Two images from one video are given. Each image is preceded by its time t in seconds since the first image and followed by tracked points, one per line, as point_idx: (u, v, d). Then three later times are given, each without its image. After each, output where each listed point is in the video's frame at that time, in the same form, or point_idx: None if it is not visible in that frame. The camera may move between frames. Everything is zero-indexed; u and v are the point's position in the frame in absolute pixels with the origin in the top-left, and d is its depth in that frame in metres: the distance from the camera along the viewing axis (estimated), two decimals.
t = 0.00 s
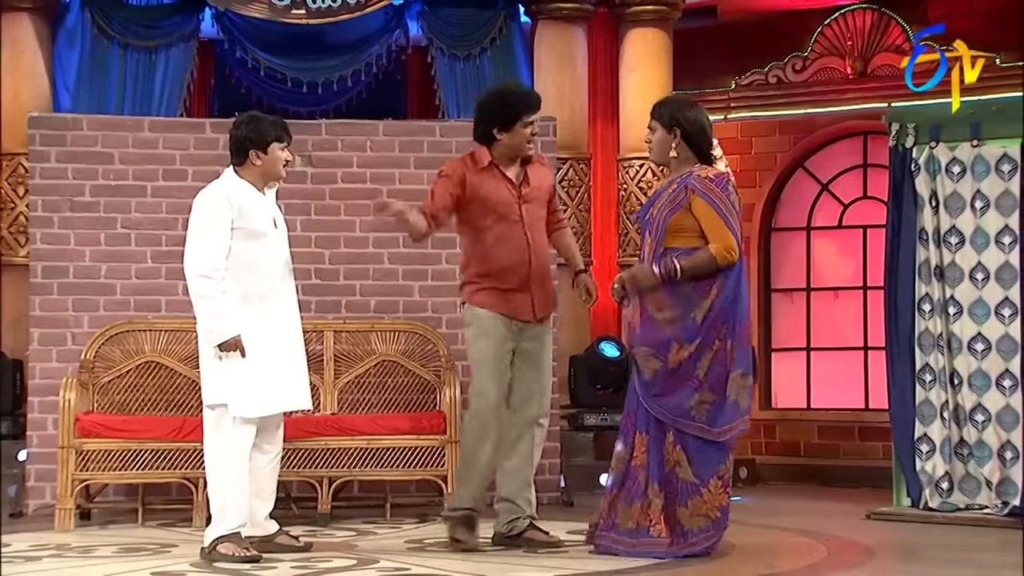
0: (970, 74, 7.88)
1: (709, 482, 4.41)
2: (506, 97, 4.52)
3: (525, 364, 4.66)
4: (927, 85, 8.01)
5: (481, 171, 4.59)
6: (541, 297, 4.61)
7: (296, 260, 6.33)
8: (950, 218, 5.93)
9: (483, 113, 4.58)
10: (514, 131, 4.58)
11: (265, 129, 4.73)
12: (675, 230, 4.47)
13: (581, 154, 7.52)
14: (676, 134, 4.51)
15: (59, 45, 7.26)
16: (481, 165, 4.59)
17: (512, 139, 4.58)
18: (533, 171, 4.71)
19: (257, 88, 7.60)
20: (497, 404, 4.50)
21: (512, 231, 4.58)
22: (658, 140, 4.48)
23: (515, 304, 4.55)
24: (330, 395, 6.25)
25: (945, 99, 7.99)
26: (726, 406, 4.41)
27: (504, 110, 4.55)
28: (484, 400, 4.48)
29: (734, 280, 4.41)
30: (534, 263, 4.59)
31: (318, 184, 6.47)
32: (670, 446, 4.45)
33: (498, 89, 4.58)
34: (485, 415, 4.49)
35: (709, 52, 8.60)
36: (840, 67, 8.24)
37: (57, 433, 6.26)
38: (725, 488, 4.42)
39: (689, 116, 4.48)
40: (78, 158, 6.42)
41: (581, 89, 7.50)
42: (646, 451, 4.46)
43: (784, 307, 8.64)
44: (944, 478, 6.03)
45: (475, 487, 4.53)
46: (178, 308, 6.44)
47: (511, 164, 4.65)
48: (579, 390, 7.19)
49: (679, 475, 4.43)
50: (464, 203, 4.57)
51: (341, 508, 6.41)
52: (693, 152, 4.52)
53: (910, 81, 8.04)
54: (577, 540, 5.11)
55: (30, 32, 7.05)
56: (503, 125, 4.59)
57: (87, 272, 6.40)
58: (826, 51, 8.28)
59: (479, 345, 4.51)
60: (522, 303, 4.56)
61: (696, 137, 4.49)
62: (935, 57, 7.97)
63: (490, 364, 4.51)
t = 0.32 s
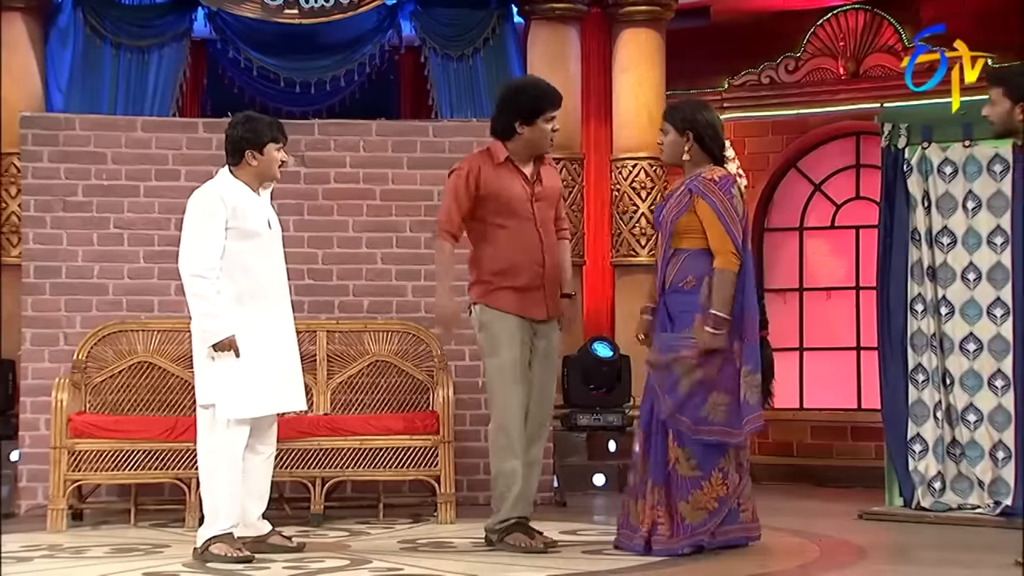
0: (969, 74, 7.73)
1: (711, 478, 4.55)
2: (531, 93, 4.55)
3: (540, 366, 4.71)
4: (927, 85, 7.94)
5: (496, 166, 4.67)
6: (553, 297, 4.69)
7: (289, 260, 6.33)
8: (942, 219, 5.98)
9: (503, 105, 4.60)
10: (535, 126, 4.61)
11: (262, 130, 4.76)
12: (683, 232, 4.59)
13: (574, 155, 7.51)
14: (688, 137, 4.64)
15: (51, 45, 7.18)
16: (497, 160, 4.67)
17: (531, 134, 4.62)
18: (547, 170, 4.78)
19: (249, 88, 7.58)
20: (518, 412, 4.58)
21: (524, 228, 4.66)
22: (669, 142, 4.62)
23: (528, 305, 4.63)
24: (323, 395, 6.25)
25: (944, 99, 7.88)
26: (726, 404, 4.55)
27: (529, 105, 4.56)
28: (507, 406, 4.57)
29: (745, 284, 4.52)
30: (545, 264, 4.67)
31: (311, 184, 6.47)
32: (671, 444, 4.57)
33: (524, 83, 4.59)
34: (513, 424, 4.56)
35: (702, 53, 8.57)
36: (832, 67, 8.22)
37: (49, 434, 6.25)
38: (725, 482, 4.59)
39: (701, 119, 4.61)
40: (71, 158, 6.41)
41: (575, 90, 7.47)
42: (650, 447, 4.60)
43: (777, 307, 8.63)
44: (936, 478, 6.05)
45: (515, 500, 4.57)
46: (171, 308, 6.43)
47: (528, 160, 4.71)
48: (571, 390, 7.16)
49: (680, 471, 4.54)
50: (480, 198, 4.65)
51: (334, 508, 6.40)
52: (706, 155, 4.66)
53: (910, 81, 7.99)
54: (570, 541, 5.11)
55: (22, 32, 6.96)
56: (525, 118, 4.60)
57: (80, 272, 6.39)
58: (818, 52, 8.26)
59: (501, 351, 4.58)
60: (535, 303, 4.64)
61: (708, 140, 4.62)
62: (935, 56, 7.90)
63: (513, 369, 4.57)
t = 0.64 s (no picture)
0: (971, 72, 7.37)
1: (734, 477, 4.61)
2: (534, 85, 4.64)
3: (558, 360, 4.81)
4: (927, 85, 7.80)
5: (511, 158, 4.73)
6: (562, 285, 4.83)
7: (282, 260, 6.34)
8: (932, 219, 6.01)
9: (504, 97, 4.69)
10: (533, 121, 4.72)
11: (253, 130, 4.76)
12: (694, 232, 4.66)
13: (566, 155, 7.52)
14: (694, 142, 4.70)
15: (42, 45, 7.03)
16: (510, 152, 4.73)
17: (529, 128, 4.72)
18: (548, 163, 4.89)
19: (241, 88, 7.53)
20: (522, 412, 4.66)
21: (538, 221, 4.76)
22: (677, 149, 4.69)
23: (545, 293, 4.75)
24: (315, 395, 6.27)
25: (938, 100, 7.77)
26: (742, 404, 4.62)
27: (531, 97, 4.65)
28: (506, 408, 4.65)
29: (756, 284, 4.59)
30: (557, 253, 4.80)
31: (303, 184, 6.48)
32: (693, 446, 4.64)
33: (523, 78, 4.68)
34: (512, 427, 4.65)
35: (693, 53, 8.56)
36: (822, 69, 8.16)
37: (40, 434, 6.24)
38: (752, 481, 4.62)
39: (709, 123, 4.67)
40: (62, 158, 6.40)
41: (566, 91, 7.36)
42: (670, 451, 4.68)
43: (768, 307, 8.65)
44: (927, 477, 6.07)
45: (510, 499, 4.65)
46: (162, 308, 6.43)
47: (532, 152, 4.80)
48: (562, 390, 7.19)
49: (703, 472, 4.61)
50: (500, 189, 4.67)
51: (326, 508, 6.41)
52: (713, 156, 4.71)
53: (910, 81, 7.86)
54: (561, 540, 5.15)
55: (12, 31, 6.78)
56: (522, 113, 4.71)
57: (71, 272, 6.38)
58: (809, 52, 8.22)
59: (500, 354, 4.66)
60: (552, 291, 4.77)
61: (716, 144, 4.68)
62: (935, 56, 7.64)
63: (513, 371, 4.67)
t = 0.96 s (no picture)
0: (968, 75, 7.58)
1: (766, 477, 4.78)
2: (566, 99, 4.82)
3: (569, 361, 4.99)
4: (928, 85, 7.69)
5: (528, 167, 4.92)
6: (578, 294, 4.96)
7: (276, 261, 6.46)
8: (912, 221, 6.15)
9: (533, 109, 4.90)
10: (559, 135, 4.90)
11: (248, 133, 4.88)
12: (718, 232, 4.84)
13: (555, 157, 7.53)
14: (706, 142, 4.89)
15: (40, 50, 7.03)
16: (528, 161, 4.93)
17: (555, 142, 4.90)
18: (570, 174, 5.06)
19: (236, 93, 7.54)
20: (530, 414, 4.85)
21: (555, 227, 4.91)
22: (687, 150, 4.88)
23: (561, 301, 4.89)
24: (308, 394, 6.39)
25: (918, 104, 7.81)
26: (782, 406, 4.80)
27: (559, 111, 4.85)
28: (508, 408, 4.84)
29: (778, 283, 4.79)
30: (574, 262, 4.94)
31: (297, 187, 6.60)
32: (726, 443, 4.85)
33: (555, 92, 4.88)
34: (519, 426, 4.84)
35: (679, 60, 8.43)
36: (806, 74, 8.10)
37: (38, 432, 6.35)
38: (777, 481, 4.79)
39: (718, 123, 4.86)
40: (60, 161, 6.51)
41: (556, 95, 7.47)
42: (700, 452, 4.87)
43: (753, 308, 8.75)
44: (907, 474, 6.22)
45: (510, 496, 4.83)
46: (158, 308, 6.56)
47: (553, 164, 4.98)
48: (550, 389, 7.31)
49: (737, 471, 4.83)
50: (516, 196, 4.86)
51: (319, 504, 6.54)
52: (724, 156, 4.90)
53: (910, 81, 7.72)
54: (551, 536, 5.28)
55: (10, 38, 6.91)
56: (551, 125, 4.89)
57: (69, 272, 6.50)
58: (793, 58, 8.13)
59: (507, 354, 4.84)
60: (568, 299, 4.91)
61: (727, 144, 4.87)
62: (934, 56, 7.69)
63: (522, 370, 4.84)
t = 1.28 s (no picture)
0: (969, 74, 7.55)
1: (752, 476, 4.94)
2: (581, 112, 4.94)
3: (576, 362, 5.16)
4: (927, 85, 7.77)
5: (539, 170, 5.12)
6: (585, 296, 5.12)
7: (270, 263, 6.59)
8: (890, 223, 6.28)
9: (552, 116, 5.05)
10: (577, 144, 5.01)
11: (242, 137, 5.02)
12: (720, 233, 4.99)
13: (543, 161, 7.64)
14: (712, 143, 5.05)
15: (38, 56, 7.12)
16: (540, 165, 5.12)
17: (571, 150, 5.02)
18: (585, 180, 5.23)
19: (230, 98, 7.63)
20: (538, 408, 5.02)
21: (560, 231, 5.10)
22: (694, 151, 5.06)
23: (564, 303, 5.06)
24: (301, 392, 6.51)
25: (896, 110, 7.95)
26: (769, 404, 4.93)
27: (578, 121, 4.97)
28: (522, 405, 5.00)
29: (781, 283, 4.94)
30: (579, 265, 5.11)
31: (289, 189, 6.73)
32: (718, 441, 4.96)
33: (577, 101, 4.98)
34: (528, 420, 5.01)
35: (664, 65, 8.54)
36: (788, 80, 8.25)
37: (35, 430, 6.47)
38: (762, 481, 4.96)
39: (725, 126, 5.01)
40: (56, 164, 6.62)
41: (543, 100, 7.61)
42: (693, 448, 5.02)
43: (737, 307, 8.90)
44: (886, 471, 6.37)
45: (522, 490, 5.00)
46: (154, 308, 6.70)
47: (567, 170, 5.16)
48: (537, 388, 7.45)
49: (726, 468, 4.94)
50: (523, 199, 5.06)
51: (311, 500, 6.68)
52: (729, 159, 5.07)
53: (909, 81, 7.81)
54: (539, 531, 5.44)
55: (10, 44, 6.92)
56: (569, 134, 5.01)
57: (66, 273, 6.62)
58: (774, 65, 8.27)
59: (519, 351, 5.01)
60: (572, 301, 5.08)
61: (731, 146, 5.03)
62: (935, 57, 7.65)
63: (536, 368, 5.02)
